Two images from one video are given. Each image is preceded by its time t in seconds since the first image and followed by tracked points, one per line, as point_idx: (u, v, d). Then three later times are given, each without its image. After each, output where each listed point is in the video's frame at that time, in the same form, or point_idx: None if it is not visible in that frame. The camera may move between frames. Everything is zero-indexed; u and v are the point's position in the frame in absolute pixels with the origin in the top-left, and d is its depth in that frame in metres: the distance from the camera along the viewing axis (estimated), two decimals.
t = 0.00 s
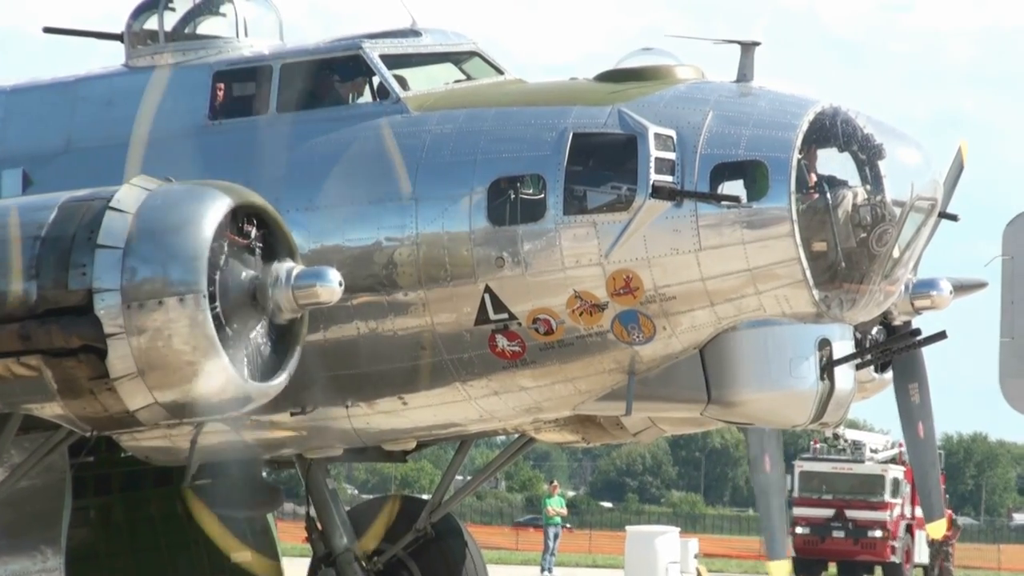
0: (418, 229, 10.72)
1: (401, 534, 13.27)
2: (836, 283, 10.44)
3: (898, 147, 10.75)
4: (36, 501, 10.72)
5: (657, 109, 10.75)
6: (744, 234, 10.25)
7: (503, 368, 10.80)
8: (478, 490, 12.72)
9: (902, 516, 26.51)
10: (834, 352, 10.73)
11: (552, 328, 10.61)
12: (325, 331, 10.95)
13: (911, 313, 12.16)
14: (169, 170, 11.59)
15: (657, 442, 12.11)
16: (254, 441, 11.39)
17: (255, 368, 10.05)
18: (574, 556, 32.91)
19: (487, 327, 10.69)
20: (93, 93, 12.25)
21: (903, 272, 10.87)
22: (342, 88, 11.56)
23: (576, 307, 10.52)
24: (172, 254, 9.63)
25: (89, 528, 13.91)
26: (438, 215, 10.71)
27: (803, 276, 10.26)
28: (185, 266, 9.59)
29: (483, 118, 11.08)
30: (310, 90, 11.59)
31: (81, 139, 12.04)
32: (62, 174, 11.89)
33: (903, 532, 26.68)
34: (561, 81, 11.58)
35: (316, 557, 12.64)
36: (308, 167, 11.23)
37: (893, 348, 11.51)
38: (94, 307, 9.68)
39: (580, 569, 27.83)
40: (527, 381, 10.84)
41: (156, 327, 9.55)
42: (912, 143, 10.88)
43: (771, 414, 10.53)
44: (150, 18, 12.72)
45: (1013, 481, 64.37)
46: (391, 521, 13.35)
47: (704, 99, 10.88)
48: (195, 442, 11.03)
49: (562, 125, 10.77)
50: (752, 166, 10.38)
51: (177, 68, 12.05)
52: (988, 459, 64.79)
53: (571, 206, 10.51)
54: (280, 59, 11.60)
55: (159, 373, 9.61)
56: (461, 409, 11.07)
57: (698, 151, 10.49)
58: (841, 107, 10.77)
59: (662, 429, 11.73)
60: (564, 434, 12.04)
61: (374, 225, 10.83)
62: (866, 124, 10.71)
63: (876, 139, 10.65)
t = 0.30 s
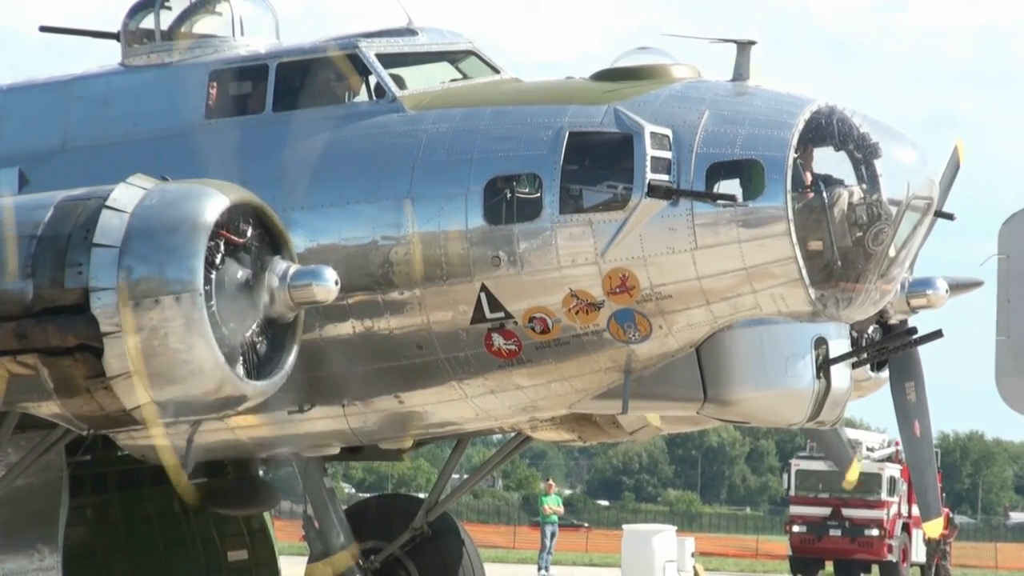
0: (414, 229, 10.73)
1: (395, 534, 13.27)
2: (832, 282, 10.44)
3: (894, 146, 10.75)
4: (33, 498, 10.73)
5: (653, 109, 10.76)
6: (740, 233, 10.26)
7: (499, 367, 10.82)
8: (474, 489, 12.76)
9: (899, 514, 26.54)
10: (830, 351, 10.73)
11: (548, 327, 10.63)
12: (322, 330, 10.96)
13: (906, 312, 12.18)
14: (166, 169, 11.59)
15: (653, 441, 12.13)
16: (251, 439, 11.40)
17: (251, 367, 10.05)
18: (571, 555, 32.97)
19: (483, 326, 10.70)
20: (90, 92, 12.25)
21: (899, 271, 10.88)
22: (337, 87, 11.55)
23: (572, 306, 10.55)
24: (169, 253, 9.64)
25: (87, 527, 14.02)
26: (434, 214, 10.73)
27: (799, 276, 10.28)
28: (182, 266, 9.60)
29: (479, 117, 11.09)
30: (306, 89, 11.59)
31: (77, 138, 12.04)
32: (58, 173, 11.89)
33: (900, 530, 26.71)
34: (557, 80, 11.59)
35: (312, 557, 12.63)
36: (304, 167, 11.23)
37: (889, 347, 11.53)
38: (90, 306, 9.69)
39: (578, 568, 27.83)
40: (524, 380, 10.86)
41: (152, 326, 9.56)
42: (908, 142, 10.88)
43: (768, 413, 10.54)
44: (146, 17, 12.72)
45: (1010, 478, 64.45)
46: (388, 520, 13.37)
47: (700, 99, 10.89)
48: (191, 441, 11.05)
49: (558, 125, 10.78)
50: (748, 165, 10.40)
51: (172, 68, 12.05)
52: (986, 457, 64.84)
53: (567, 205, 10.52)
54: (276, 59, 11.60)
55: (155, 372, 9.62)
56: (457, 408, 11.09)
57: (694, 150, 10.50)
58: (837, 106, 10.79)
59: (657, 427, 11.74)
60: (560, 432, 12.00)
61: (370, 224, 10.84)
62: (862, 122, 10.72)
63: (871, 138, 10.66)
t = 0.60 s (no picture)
0: (414, 226, 10.74)
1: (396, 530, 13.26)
2: (831, 280, 10.43)
3: (894, 144, 10.76)
4: (32, 496, 10.74)
5: (652, 107, 10.77)
6: (739, 231, 10.26)
7: (498, 365, 10.83)
8: (474, 486, 12.75)
9: (897, 511, 26.53)
10: (829, 348, 10.81)
11: (548, 324, 10.64)
12: (321, 328, 10.95)
13: (906, 310, 12.19)
14: (166, 167, 11.60)
15: (652, 438, 12.14)
16: (251, 437, 11.41)
17: (251, 364, 10.08)
18: (569, 552, 32.99)
19: (482, 324, 10.71)
20: (89, 90, 12.26)
21: (898, 269, 10.87)
22: (337, 86, 11.57)
23: (571, 304, 10.55)
24: (169, 251, 9.64)
25: (85, 524, 13.84)
26: (434, 212, 10.73)
27: (799, 273, 10.28)
28: (181, 264, 9.60)
29: (479, 115, 11.09)
30: (306, 87, 11.60)
31: (77, 135, 12.04)
32: (59, 172, 11.89)
33: (899, 528, 26.71)
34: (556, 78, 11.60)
35: (311, 554, 12.64)
36: (304, 165, 11.25)
37: (888, 345, 11.54)
38: (90, 304, 9.70)
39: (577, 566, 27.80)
40: (523, 377, 10.87)
41: (152, 324, 9.57)
42: (907, 141, 10.89)
43: (766, 411, 10.60)
44: (145, 15, 12.72)
45: (1009, 476, 64.47)
46: (387, 517, 13.34)
47: (700, 97, 10.90)
48: (191, 438, 11.06)
49: (557, 123, 10.79)
50: (747, 163, 10.40)
51: (172, 66, 12.06)
52: (985, 455, 64.98)
53: (567, 203, 10.52)
54: (276, 57, 11.59)
55: (156, 370, 9.64)
56: (457, 405, 11.11)
57: (693, 149, 10.50)
58: (837, 104, 10.79)
59: (657, 425, 11.73)
60: (559, 430, 12.05)
61: (370, 222, 10.84)
62: (862, 121, 10.72)
63: (871, 136, 10.66)
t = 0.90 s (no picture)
0: (414, 225, 10.74)
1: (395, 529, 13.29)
2: (831, 278, 10.43)
3: (893, 143, 10.76)
4: (32, 495, 10.76)
5: (652, 105, 10.77)
6: (739, 229, 10.26)
7: (498, 363, 10.83)
8: (473, 485, 12.73)
9: (897, 509, 26.77)
10: (828, 347, 10.80)
11: (547, 323, 10.65)
12: (320, 326, 10.96)
13: (905, 308, 12.17)
14: (165, 166, 11.59)
15: (652, 437, 12.14)
16: (251, 436, 11.40)
17: (250, 363, 10.04)
18: (568, 550, 33.04)
19: (482, 322, 10.71)
20: (89, 88, 12.26)
21: (897, 268, 10.86)
22: (336, 83, 11.55)
23: (571, 302, 10.55)
24: (168, 250, 9.65)
25: (85, 523, 13.93)
26: (434, 210, 10.74)
27: (798, 271, 10.28)
28: (181, 263, 9.61)
29: (478, 114, 11.09)
30: (306, 86, 11.59)
31: (77, 134, 12.05)
32: (58, 171, 11.88)
33: (897, 526, 26.94)
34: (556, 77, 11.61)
35: (310, 553, 12.59)
36: (303, 163, 11.25)
37: (887, 343, 11.53)
38: (89, 303, 9.70)
39: (577, 565, 27.77)
40: (522, 376, 10.87)
41: (152, 322, 9.57)
42: (907, 139, 10.89)
43: (765, 409, 10.61)
44: (145, 14, 12.71)
45: (1008, 475, 64.51)
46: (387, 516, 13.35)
47: (700, 95, 10.91)
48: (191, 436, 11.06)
49: (557, 121, 10.79)
50: (746, 161, 10.40)
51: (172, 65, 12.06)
52: (984, 453, 65.07)
53: (566, 202, 10.52)
54: (276, 55, 11.58)
55: (155, 369, 9.63)
56: (457, 404, 11.11)
57: (692, 147, 10.51)
58: (836, 102, 10.79)
59: (656, 424, 11.73)
60: (558, 429, 12.08)
61: (370, 220, 10.84)
62: (861, 119, 10.73)
63: (870, 135, 10.67)
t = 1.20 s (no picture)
0: (408, 223, 10.74)
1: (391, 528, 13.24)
2: (825, 276, 10.42)
3: (888, 141, 10.75)
4: (26, 493, 10.75)
5: (647, 103, 10.77)
6: (734, 228, 10.26)
7: (492, 362, 10.83)
8: (468, 483, 12.71)
9: (891, 508, 27.21)
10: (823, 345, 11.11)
11: (542, 321, 10.64)
12: (315, 324, 10.96)
13: (900, 307, 12.16)
14: (159, 165, 11.59)
15: (646, 435, 12.15)
16: (246, 434, 11.40)
17: (245, 361, 10.10)
18: (563, 549, 33.11)
19: (476, 321, 10.70)
20: (83, 86, 12.24)
21: (892, 266, 10.84)
22: (331, 82, 11.57)
23: (565, 301, 10.55)
24: (163, 248, 9.64)
25: (79, 521, 13.89)
26: (428, 209, 10.73)
27: (793, 270, 10.27)
28: (176, 261, 9.61)
29: (473, 113, 11.09)
30: (301, 85, 11.60)
31: (71, 132, 12.04)
32: (53, 169, 11.87)
33: (893, 524, 27.48)
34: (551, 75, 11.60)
35: (306, 551, 12.56)
36: (298, 161, 11.24)
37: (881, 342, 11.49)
38: (84, 301, 9.69)
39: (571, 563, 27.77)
40: (517, 374, 10.88)
41: (146, 321, 9.57)
42: (901, 137, 10.89)
43: (760, 408, 10.77)
44: (140, 12, 12.69)
45: (1002, 472, 64.74)
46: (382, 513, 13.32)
47: (694, 94, 10.91)
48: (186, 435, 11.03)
49: (552, 119, 10.79)
50: (741, 159, 10.40)
51: (167, 62, 12.05)
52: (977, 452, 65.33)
53: (561, 200, 10.52)
54: (270, 53, 11.62)
55: (149, 367, 9.63)
56: (451, 402, 11.11)
57: (687, 146, 10.52)
58: (831, 101, 10.79)
59: (651, 422, 11.73)
60: (553, 427, 12.07)
61: (364, 219, 10.84)
62: (855, 117, 10.71)
63: (865, 133, 10.65)
